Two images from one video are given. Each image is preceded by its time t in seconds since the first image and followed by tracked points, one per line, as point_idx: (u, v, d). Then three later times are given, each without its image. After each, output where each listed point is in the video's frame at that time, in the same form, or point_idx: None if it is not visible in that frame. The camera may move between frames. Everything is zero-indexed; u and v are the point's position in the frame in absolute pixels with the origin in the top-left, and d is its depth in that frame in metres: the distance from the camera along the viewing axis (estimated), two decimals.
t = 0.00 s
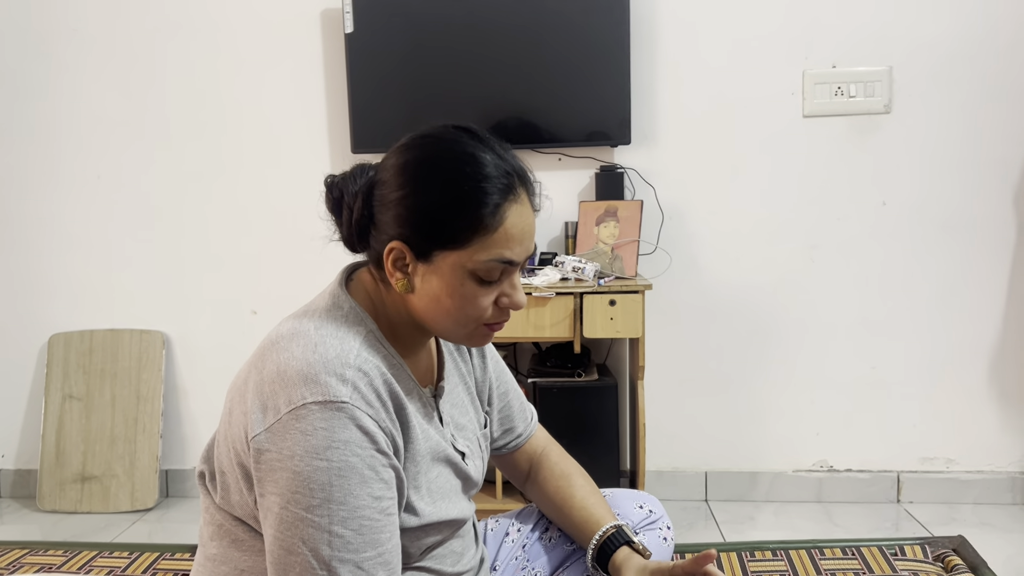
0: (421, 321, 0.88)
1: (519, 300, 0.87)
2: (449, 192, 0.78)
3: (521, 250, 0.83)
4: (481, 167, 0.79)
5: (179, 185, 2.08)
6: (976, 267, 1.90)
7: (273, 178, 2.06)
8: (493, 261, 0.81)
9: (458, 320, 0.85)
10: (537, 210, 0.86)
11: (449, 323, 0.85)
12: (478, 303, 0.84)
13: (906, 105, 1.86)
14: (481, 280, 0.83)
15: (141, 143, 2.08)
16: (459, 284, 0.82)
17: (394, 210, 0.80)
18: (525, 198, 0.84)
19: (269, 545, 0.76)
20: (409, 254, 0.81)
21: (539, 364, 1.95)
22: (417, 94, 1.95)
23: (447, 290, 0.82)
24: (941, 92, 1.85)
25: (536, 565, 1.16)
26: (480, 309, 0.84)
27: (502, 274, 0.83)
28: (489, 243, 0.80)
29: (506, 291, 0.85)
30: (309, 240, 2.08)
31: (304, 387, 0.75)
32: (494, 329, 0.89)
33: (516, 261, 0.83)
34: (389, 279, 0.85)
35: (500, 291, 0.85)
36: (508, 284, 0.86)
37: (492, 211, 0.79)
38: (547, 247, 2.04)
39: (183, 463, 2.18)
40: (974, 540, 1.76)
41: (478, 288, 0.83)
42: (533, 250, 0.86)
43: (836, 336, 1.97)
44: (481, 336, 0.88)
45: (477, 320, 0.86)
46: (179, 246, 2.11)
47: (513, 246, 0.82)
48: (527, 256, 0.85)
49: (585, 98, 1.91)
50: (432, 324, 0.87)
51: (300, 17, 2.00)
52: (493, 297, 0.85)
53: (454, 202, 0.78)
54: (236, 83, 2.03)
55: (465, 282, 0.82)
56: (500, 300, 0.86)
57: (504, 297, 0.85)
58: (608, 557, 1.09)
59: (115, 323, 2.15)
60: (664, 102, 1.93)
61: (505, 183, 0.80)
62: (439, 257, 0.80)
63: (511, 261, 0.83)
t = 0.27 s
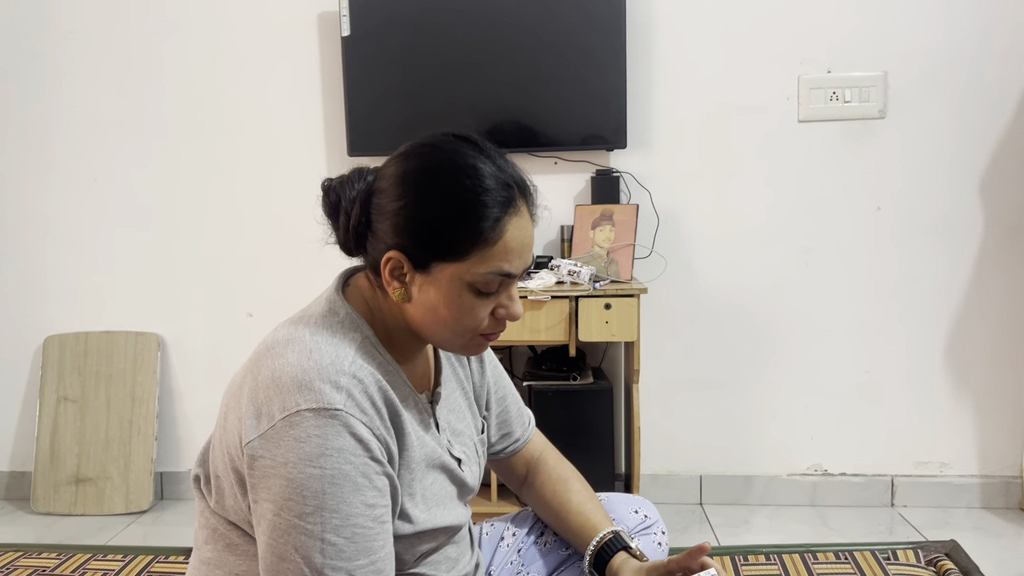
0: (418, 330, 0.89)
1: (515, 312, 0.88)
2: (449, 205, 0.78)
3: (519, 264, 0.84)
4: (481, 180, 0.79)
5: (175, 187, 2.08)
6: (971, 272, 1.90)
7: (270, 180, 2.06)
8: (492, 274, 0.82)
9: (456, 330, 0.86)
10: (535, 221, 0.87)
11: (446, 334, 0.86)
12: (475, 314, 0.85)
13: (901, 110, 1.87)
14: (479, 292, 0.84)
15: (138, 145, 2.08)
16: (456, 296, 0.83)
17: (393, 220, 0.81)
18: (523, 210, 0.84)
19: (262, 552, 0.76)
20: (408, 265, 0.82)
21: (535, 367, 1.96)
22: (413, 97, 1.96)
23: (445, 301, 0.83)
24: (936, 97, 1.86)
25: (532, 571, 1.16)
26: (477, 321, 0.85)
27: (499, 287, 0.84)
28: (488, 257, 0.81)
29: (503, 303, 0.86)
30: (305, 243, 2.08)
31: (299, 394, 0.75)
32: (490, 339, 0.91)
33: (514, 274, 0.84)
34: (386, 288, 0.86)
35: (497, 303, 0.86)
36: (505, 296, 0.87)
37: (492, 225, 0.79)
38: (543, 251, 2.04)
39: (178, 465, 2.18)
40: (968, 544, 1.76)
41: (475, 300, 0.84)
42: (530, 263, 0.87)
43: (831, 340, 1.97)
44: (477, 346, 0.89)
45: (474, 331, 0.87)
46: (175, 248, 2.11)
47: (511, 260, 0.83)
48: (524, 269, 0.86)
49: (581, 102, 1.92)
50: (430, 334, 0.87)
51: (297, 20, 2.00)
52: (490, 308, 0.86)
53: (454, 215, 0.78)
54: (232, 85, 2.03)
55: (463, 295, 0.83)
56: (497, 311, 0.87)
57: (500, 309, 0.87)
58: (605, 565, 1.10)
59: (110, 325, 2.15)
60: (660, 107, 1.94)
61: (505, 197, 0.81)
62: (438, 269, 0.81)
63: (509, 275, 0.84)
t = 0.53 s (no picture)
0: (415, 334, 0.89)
1: (512, 317, 0.88)
2: (447, 212, 0.78)
3: (517, 270, 0.84)
4: (480, 188, 0.79)
5: (174, 187, 2.08)
6: (969, 275, 1.91)
7: (269, 181, 2.06)
8: (490, 281, 0.82)
9: (453, 336, 0.86)
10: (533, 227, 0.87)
11: (444, 339, 0.87)
12: (473, 320, 0.85)
13: (900, 113, 1.87)
14: (477, 299, 0.84)
15: (137, 145, 2.08)
16: (454, 302, 0.83)
17: (390, 226, 0.81)
18: (521, 216, 0.85)
19: (260, 555, 0.76)
20: (406, 271, 0.82)
21: (533, 369, 1.97)
22: (413, 98, 1.96)
23: (442, 307, 0.83)
24: (934, 100, 1.86)
25: (530, 573, 1.16)
26: (475, 326, 0.86)
27: (497, 293, 0.85)
28: (486, 264, 0.81)
29: (500, 308, 0.87)
30: (303, 243, 2.08)
31: (297, 398, 0.75)
32: (487, 343, 0.91)
33: (512, 281, 0.85)
34: (383, 293, 0.86)
35: (495, 309, 0.87)
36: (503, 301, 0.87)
37: (490, 233, 0.80)
38: (541, 252, 2.04)
39: (176, 465, 2.18)
40: (965, 547, 1.77)
41: (473, 305, 0.84)
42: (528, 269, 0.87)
43: (829, 342, 1.97)
44: (474, 351, 0.90)
45: (471, 336, 0.87)
46: (174, 248, 2.11)
47: (509, 266, 0.83)
48: (522, 276, 0.87)
49: (580, 103, 1.92)
50: (427, 339, 0.88)
51: (296, 21, 2.00)
52: (488, 314, 0.86)
53: (452, 223, 0.78)
54: (231, 85, 2.03)
55: (461, 301, 0.83)
56: (495, 317, 0.87)
57: (498, 314, 0.87)
58: (603, 565, 1.10)
59: (109, 325, 2.15)
60: (660, 108, 1.94)
61: (503, 204, 0.81)
62: (436, 276, 0.81)
63: (507, 281, 0.84)
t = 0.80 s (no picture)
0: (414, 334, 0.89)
1: (512, 317, 0.88)
2: (446, 212, 0.78)
3: (517, 270, 0.84)
4: (479, 188, 0.79)
5: (173, 186, 2.08)
6: (968, 276, 1.91)
7: (268, 179, 2.06)
8: (489, 281, 0.82)
9: (452, 336, 0.86)
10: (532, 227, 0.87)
11: (443, 339, 0.86)
12: (472, 320, 0.85)
13: (900, 114, 1.87)
14: (477, 298, 0.84)
15: (136, 143, 2.07)
16: (453, 302, 0.83)
17: (389, 226, 0.80)
18: (520, 216, 0.84)
19: (257, 556, 0.76)
20: (405, 271, 0.82)
21: (532, 369, 1.97)
22: (413, 97, 1.95)
23: (441, 307, 0.83)
24: (935, 101, 1.86)
25: (529, 573, 1.16)
26: (474, 326, 0.86)
27: (496, 293, 0.85)
28: (486, 264, 0.81)
29: (500, 308, 0.87)
30: (303, 242, 2.08)
31: (294, 398, 0.75)
32: (487, 343, 0.91)
33: (512, 281, 0.84)
34: (382, 293, 0.86)
35: (494, 309, 0.86)
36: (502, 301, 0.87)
37: (490, 232, 0.79)
38: (541, 252, 2.04)
39: (174, 464, 2.17)
40: (964, 548, 1.77)
41: (472, 305, 0.84)
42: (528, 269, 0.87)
43: (828, 343, 1.97)
44: (474, 350, 0.90)
45: (470, 336, 0.87)
46: (172, 247, 2.10)
47: (509, 266, 0.83)
48: (522, 276, 0.86)
49: (580, 103, 1.92)
50: (426, 339, 0.88)
51: (296, 20, 2.00)
52: (488, 314, 0.86)
53: (451, 223, 0.78)
54: (230, 84, 2.03)
55: (461, 301, 0.83)
56: (494, 316, 0.87)
57: (497, 314, 0.87)
58: (602, 567, 1.10)
59: (107, 324, 2.15)
60: (660, 108, 1.94)
61: (503, 204, 0.81)
62: (435, 276, 0.81)
63: (507, 282, 0.84)
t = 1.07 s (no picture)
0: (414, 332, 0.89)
1: (512, 315, 0.88)
2: (446, 211, 0.77)
3: (517, 268, 0.84)
4: (480, 186, 0.79)
5: (173, 183, 2.08)
6: (969, 277, 1.90)
7: (268, 177, 2.06)
8: (489, 279, 0.82)
9: (452, 334, 0.86)
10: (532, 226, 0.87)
11: (443, 337, 0.86)
12: (472, 318, 0.85)
13: (901, 114, 1.87)
14: (477, 296, 0.84)
15: (136, 141, 2.07)
16: (453, 300, 0.83)
17: (388, 224, 0.80)
18: (521, 214, 0.84)
19: (256, 555, 0.76)
20: (405, 269, 0.82)
21: (532, 368, 1.96)
22: (413, 96, 1.95)
23: (441, 305, 0.83)
24: (935, 102, 1.86)
25: (529, 573, 1.16)
26: (474, 324, 0.85)
27: (496, 291, 0.84)
28: (486, 261, 0.81)
29: (500, 306, 0.86)
30: (302, 241, 2.07)
31: (294, 396, 0.75)
32: (487, 341, 0.91)
33: (512, 279, 0.84)
34: (382, 291, 0.86)
35: (495, 306, 0.86)
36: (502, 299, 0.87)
37: (490, 230, 0.79)
38: (541, 251, 2.04)
39: (173, 463, 2.17)
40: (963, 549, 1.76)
41: (472, 304, 0.84)
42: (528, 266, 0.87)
43: (828, 343, 1.97)
44: (474, 349, 0.89)
45: (471, 334, 0.87)
46: (172, 245, 2.10)
47: (509, 264, 0.83)
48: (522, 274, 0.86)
49: (580, 102, 1.91)
50: (426, 337, 0.87)
51: (297, 18, 1.99)
52: (488, 312, 0.86)
53: (451, 221, 0.78)
54: (231, 82, 2.03)
55: (460, 299, 0.83)
56: (495, 314, 0.87)
57: (497, 312, 0.87)
58: (602, 568, 1.09)
59: (107, 322, 2.14)
60: (661, 108, 1.94)
61: (503, 202, 0.81)
62: (435, 273, 0.81)
63: (507, 279, 0.84)
